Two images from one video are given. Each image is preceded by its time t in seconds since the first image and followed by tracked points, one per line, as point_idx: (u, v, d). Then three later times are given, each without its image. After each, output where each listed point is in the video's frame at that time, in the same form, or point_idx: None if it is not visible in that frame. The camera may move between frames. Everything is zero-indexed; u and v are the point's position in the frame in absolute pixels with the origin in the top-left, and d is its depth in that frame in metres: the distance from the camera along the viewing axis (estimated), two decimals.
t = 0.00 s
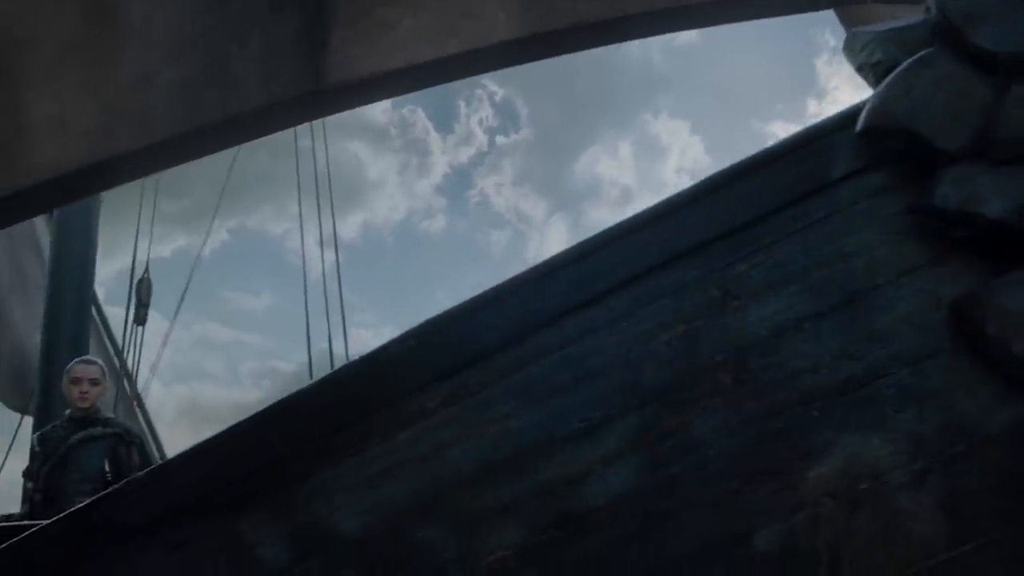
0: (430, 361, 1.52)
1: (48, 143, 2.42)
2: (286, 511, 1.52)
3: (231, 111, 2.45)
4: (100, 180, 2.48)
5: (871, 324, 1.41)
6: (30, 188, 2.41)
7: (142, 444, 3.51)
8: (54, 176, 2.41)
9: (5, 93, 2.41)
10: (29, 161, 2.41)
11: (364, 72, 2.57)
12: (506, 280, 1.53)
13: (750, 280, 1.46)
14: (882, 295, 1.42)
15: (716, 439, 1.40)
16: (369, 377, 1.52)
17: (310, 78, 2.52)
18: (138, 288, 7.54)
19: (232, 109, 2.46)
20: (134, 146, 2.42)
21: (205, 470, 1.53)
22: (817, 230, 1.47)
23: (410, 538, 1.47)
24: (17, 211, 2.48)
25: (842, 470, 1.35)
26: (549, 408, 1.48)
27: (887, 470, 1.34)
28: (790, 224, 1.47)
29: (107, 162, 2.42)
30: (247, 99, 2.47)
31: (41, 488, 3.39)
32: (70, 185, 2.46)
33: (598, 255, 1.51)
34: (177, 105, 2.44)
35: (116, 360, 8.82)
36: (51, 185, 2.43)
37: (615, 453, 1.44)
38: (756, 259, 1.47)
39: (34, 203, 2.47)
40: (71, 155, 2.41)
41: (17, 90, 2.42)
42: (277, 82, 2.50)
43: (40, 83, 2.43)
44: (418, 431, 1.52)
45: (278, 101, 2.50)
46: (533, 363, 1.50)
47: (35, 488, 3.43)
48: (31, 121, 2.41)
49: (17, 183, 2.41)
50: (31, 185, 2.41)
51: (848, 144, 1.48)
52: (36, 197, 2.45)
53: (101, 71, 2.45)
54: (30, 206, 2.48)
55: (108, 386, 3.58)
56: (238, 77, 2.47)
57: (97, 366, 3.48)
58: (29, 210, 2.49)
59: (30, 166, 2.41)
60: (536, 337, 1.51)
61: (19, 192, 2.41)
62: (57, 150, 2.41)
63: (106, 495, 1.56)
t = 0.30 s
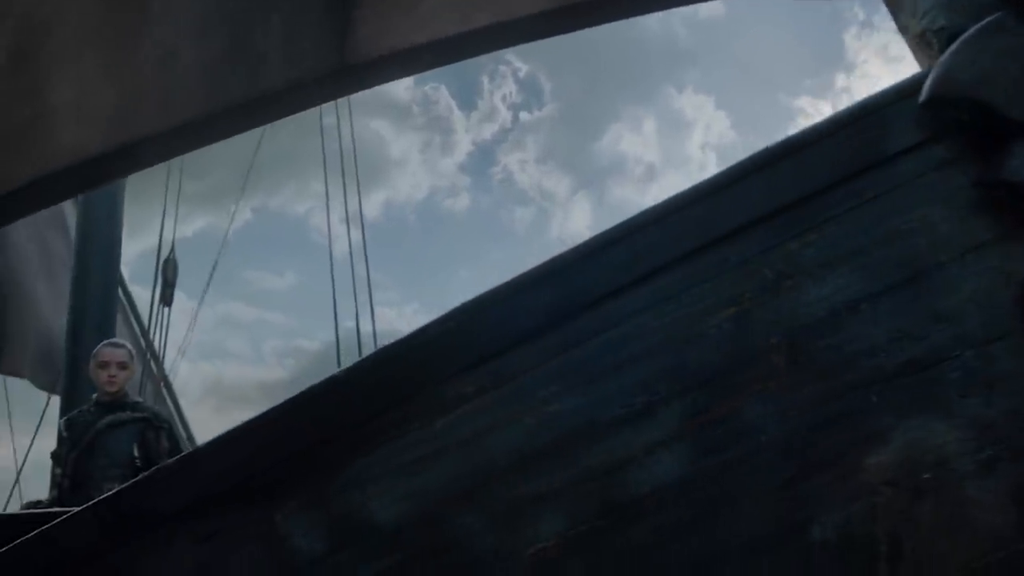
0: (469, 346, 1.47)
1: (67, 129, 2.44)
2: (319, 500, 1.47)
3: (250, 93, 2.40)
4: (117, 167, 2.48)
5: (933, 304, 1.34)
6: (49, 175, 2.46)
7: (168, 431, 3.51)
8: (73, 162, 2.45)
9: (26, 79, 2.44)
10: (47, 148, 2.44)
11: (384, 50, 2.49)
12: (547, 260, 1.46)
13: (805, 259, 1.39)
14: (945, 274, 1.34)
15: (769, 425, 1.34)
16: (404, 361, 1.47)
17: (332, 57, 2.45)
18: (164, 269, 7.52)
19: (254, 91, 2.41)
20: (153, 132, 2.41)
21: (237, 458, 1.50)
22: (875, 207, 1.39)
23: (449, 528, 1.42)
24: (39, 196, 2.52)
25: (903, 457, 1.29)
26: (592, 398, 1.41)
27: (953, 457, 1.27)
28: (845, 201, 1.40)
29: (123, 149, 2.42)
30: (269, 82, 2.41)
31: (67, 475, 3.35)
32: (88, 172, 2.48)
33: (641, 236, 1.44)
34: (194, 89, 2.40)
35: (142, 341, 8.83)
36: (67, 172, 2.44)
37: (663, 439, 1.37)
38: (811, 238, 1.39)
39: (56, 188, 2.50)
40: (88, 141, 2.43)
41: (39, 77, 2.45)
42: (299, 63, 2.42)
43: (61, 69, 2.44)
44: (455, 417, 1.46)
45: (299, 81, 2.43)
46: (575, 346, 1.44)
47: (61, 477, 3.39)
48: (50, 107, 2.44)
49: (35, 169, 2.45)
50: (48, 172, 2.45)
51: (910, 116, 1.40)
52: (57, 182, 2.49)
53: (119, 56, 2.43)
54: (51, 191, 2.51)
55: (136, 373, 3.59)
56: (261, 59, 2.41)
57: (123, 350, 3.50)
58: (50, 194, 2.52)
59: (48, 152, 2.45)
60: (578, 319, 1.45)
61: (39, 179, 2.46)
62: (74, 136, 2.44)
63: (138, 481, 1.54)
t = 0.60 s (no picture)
0: (505, 326, 1.41)
1: (79, 111, 2.35)
2: (349, 487, 1.42)
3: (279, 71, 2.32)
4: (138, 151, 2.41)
5: (998, 281, 1.27)
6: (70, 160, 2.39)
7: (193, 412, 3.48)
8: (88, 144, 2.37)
9: (43, 55, 2.30)
10: (67, 129, 2.36)
11: (414, 25, 2.34)
12: (587, 238, 1.39)
13: (861, 235, 1.32)
14: (1010, 251, 1.28)
15: (822, 410, 1.28)
16: (437, 343, 1.42)
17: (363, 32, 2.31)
18: (187, 246, 7.50)
19: (278, 70, 2.32)
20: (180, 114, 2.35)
21: (265, 443, 1.45)
22: (935, 179, 1.32)
23: (485, 516, 1.37)
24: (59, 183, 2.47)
25: (964, 444, 1.23)
26: (636, 381, 1.36)
27: (1020, 443, 1.21)
28: (903, 173, 1.33)
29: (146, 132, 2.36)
30: (295, 60, 2.31)
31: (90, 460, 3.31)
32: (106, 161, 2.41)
33: (687, 211, 1.37)
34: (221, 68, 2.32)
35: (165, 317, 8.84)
36: (97, 164, 2.42)
37: (710, 424, 1.32)
38: (867, 212, 1.32)
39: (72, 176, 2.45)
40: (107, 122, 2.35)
41: (54, 54, 2.30)
42: (327, 40, 2.29)
43: (77, 49, 2.30)
44: (493, 400, 1.41)
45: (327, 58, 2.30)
46: (618, 326, 1.38)
47: (84, 460, 3.35)
48: (71, 85, 2.33)
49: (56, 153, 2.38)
50: (69, 155, 2.37)
51: (975, 83, 1.32)
52: (74, 169, 2.43)
53: (137, 39, 2.29)
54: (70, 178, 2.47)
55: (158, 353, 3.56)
56: (287, 36, 2.30)
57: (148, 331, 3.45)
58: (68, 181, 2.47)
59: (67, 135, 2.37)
60: (621, 299, 1.39)
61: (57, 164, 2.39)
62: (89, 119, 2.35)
63: (160, 467, 1.49)
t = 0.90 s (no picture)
0: (547, 308, 1.34)
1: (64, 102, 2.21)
2: (384, 477, 1.36)
3: (305, 53, 2.13)
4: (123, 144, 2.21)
5: None
6: (89, 144, 2.19)
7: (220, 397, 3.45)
8: (104, 128, 2.19)
9: (63, 36, 2.25)
10: (86, 110, 2.20)
11: (452, 2, 2.10)
12: (635, 214, 1.31)
13: (928, 212, 1.24)
14: None
15: (886, 397, 1.21)
16: (475, 325, 1.35)
17: (394, 11, 2.10)
18: (211, 222, 7.46)
19: (303, 53, 2.13)
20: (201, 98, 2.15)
21: (296, 430, 1.39)
22: (1010, 150, 1.24)
23: (527, 508, 1.31)
24: (75, 170, 2.26)
25: None
26: (686, 367, 1.29)
27: None
28: (975, 144, 1.24)
29: (168, 114, 2.17)
30: (320, 42, 2.12)
31: (116, 446, 3.25)
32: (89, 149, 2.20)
33: (742, 185, 1.28)
34: (252, 49, 2.15)
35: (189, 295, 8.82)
36: (118, 147, 2.22)
37: (766, 411, 1.25)
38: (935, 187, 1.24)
39: (85, 164, 2.25)
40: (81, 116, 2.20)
41: (76, 37, 2.24)
42: (354, 21, 2.11)
43: (100, 27, 2.24)
44: (535, 386, 1.34)
45: (348, 41, 2.11)
46: (667, 308, 1.31)
47: (107, 445, 3.30)
48: (90, 66, 2.22)
49: (75, 137, 2.19)
50: (87, 139, 2.18)
51: None
52: (93, 154, 2.22)
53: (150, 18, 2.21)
54: (86, 166, 2.26)
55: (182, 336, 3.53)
56: (314, 15, 2.13)
57: (174, 311, 3.41)
58: (86, 169, 2.26)
59: (71, 118, 2.21)
60: (670, 279, 1.31)
61: (76, 148, 2.19)
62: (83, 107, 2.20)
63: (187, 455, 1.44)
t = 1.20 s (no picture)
0: (584, 293, 1.28)
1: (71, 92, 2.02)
2: (413, 469, 1.31)
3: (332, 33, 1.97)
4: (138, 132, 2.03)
5: None
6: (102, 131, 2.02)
7: (244, 385, 3.38)
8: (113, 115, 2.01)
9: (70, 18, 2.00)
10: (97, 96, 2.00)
11: None
12: (677, 195, 1.25)
13: (991, 190, 1.17)
14: None
15: (943, 388, 1.15)
16: (511, 312, 1.30)
17: None
18: (230, 203, 7.42)
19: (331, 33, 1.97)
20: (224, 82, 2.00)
21: (320, 422, 1.34)
22: None
23: (563, 503, 1.26)
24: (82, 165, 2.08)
25: None
26: (732, 355, 1.23)
27: None
28: None
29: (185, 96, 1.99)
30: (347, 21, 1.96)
31: (136, 432, 3.25)
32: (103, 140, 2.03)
33: (789, 164, 1.22)
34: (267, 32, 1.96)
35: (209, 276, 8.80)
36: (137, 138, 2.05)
37: (816, 402, 1.19)
38: (998, 165, 1.18)
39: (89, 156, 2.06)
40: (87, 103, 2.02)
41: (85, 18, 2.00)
42: None
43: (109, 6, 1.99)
44: (572, 374, 1.28)
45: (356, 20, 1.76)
46: (711, 293, 1.24)
47: (128, 434, 3.29)
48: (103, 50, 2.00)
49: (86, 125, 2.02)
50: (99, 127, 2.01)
51: None
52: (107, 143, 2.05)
53: None
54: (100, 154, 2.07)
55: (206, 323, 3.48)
56: None
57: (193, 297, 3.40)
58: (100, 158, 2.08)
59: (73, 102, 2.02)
60: (714, 263, 1.25)
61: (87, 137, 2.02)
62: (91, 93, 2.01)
63: (208, 446, 1.39)
